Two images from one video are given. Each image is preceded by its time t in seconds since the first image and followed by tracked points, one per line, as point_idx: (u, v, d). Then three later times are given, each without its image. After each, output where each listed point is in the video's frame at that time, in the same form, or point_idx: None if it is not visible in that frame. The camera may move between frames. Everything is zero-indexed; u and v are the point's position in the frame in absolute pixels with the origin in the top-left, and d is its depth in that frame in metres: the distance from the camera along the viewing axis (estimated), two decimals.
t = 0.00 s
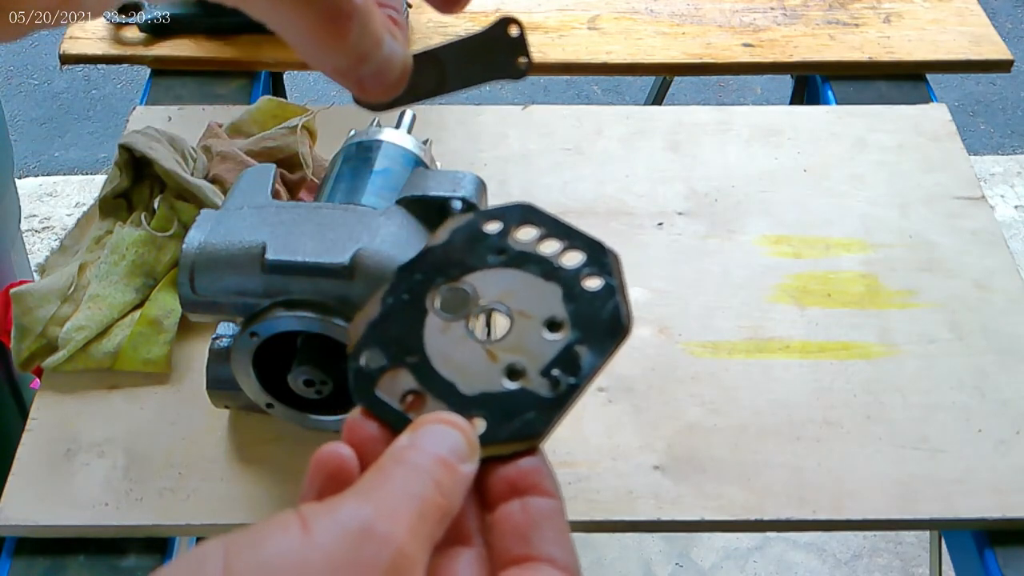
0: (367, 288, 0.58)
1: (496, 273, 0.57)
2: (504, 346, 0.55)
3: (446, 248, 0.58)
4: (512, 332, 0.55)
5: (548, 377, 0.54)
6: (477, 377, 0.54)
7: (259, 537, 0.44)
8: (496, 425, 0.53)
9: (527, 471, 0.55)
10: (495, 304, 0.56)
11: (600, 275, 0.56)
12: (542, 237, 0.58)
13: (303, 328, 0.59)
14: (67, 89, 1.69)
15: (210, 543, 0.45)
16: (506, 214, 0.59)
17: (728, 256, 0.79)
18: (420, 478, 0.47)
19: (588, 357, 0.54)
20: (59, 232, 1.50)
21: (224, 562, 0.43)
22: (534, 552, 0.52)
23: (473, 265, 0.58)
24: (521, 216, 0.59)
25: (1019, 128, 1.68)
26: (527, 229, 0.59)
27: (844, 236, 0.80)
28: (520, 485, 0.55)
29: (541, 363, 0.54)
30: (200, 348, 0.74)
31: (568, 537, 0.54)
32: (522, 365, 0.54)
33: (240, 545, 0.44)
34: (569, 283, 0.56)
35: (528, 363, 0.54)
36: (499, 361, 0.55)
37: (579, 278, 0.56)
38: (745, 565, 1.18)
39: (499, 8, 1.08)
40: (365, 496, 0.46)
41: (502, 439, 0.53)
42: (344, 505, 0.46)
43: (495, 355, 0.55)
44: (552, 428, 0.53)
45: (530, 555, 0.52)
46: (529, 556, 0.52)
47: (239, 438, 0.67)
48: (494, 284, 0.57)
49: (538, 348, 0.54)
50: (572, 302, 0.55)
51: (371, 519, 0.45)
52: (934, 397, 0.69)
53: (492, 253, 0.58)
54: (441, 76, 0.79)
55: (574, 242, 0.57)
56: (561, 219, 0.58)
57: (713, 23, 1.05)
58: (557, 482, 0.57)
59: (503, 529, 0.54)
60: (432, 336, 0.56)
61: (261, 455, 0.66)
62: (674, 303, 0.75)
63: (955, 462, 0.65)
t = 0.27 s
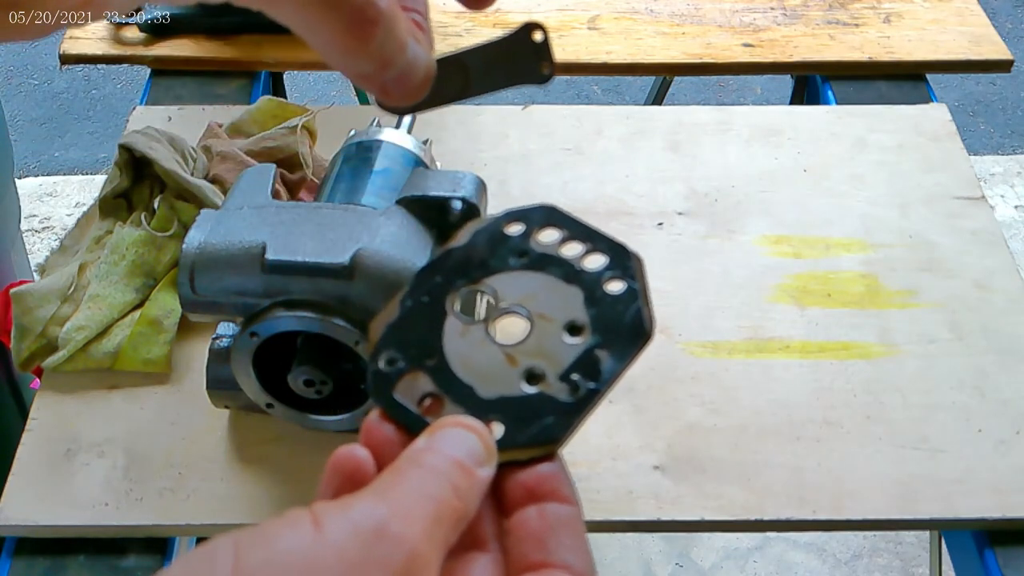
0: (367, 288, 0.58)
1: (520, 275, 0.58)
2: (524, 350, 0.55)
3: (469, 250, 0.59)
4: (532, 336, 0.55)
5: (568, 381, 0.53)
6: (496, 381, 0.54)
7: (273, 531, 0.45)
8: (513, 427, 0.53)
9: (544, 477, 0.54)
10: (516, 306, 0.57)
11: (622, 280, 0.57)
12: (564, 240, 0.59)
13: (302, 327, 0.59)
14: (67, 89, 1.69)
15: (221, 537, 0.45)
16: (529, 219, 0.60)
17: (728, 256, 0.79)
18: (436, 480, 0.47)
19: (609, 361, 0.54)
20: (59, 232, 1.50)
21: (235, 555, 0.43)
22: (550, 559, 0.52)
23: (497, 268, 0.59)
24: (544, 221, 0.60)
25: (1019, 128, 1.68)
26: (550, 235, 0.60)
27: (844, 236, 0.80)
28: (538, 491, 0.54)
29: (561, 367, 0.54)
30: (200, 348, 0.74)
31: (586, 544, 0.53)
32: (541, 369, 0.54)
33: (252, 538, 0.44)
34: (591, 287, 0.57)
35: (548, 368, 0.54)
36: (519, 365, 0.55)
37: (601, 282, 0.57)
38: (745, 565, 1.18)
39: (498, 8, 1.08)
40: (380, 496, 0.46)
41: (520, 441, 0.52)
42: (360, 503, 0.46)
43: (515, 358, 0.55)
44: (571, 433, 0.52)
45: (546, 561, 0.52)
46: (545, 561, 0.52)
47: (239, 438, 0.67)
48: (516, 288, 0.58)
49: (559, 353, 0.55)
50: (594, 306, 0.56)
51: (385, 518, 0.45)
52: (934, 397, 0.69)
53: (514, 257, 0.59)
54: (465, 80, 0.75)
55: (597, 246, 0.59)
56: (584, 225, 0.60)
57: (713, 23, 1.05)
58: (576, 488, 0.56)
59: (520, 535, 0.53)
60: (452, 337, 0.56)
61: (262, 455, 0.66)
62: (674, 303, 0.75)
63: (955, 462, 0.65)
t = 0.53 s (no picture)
0: (367, 288, 0.59)
1: (528, 270, 0.57)
2: (533, 345, 0.54)
3: (477, 246, 0.58)
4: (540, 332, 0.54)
5: (577, 377, 0.52)
6: (506, 377, 0.54)
7: (277, 528, 0.45)
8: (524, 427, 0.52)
9: (553, 475, 0.54)
10: (524, 301, 0.56)
11: (631, 273, 0.56)
12: (572, 233, 0.58)
13: (302, 327, 0.59)
14: (67, 89, 1.69)
15: (225, 536, 0.45)
16: (535, 212, 0.60)
17: (728, 256, 0.79)
18: (444, 477, 0.47)
19: (619, 355, 0.53)
20: (59, 232, 1.50)
21: (238, 552, 0.44)
22: (561, 557, 0.51)
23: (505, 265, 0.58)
24: (551, 216, 0.59)
25: (1019, 128, 1.68)
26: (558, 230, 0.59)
27: (844, 236, 0.80)
28: (547, 489, 0.54)
29: (570, 363, 0.53)
30: (200, 348, 0.74)
31: (596, 542, 0.53)
32: (550, 364, 0.53)
33: (257, 535, 0.45)
34: (600, 281, 0.55)
35: (557, 363, 0.53)
36: (527, 360, 0.54)
37: (610, 276, 0.56)
38: (745, 565, 1.18)
39: (498, 8, 1.08)
40: (387, 492, 0.46)
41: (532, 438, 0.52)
42: (365, 499, 0.46)
43: (523, 354, 0.54)
44: (580, 429, 0.51)
45: (555, 559, 0.51)
46: (554, 558, 0.51)
47: (239, 438, 0.67)
48: (524, 284, 0.57)
49: (568, 347, 0.54)
50: (603, 300, 0.55)
51: (391, 516, 0.45)
52: (934, 397, 0.69)
53: (522, 251, 0.58)
54: (461, 90, 0.73)
55: (606, 240, 0.57)
56: (593, 218, 0.59)
57: (713, 23, 1.05)
58: (587, 485, 0.55)
59: (531, 532, 0.53)
60: (460, 334, 0.55)
61: (261, 455, 0.66)
62: (674, 303, 0.75)
63: (955, 462, 0.65)
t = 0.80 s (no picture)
0: (367, 287, 0.59)
1: (539, 307, 0.57)
2: (543, 382, 0.54)
3: (490, 280, 0.58)
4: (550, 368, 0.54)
5: (587, 416, 0.52)
6: (515, 412, 0.53)
7: (287, 557, 0.46)
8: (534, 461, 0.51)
9: (561, 512, 0.53)
10: (536, 338, 0.56)
11: (643, 314, 0.55)
12: (585, 273, 0.58)
13: (302, 327, 0.59)
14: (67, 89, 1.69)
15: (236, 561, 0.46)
16: (548, 249, 0.59)
17: (728, 256, 0.79)
18: (451, 511, 0.47)
19: (629, 396, 0.52)
20: (59, 232, 1.50)
21: None
22: None
23: (515, 300, 0.58)
24: (563, 253, 0.59)
25: (1019, 128, 1.68)
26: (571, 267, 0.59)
27: (844, 236, 0.80)
28: (554, 526, 0.53)
29: (580, 401, 0.53)
30: (200, 348, 0.74)
31: None
32: (560, 402, 0.53)
33: (266, 564, 0.45)
34: (611, 320, 0.55)
35: (568, 401, 0.53)
36: (537, 397, 0.53)
37: (621, 316, 0.55)
38: (745, 566, 1.18)
39: (498, 8, 1.08)
40: (395, 523, 0.47)
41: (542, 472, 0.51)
42: (374, 530, 0.46)
43: (533, 392, 0.53)
44: (588, 467, 0.51)
45: None
46: None
47: (239, 437, 0.67)
48: (535, 321, 0.56)
49: (577, 386, 0.53)
50: (614, 340, 0.54)
51: (399, 546, 0.46)
52: (934, 397, 0.69)
53: (534, 288, 0.58)
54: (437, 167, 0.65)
55: (618, 279, 0.57)
56: (604, 257, 0.58)
57: (713, 23, 1.05)
58: (592, 520, 0.55)
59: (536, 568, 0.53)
60: (470, 368, 0.55)
61: (262, 455, 0.66)
62: (674, 303, 0.75)
63: (955, 462, 0.65)
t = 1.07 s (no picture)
0: (367, 288, 0.59)
1: (548, 298, 0.57)
2: (552, 374, 0.54)
3: (500, 271, 0.58)
4: (559, 360, 0.54)
5: (596, 407, 0.52)
6: (524, 404, 0.53)
7: (295, 547, 0.47)
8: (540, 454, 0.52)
9: (569, 504, 0.53)
10: (545, 329, 0.56)
11: (652, 304, 0.55)
12: (594, 262, 0.58)
13: (303, 327, 0.59)
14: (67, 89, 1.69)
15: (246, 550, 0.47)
16: (557, 239, 0.59)
17: (728, 256, 0.79)
18: (458, 504, 0.47)
19: (638, 386, 0.52)
20: (59, 232, 1.50)
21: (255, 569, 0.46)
22: None
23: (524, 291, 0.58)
24: (573, 243, 0.59)
25: (1018, 128, 1.68)
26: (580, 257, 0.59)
27: (844, 236, 0.80)
28: (562, 518, 0.53)
29: (588, 392, 0.53)
30: (200, 348, 0.74)
31: None
32: (569, 393, 0.53)
33: (274, 554, 0.46)
34: (621, 311, 0.55)
35: (577, 392, 0.53)
36: (546, 389, 0.53)
37: (630, 306, 0.55)
38: (745, 566, 1.18)
39: (498, 7, 1.08)
40: (402, 516, 0.47)
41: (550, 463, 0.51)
42: (382, 523, 0.47)
43: (542, 384, 0.54)
44: (597, 459, 0.51)
45: None
46: None
47: (239, 438, 0.67)
48: (543, 312, 0.57)
49: (587, 377, 0.53)
50: (623, 331, 0.54)
51: (405, 539, 0.46)
52: (934, 397, 0.69)
53: (543, 279, 0.58)
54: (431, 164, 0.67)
55: (627, 269, 0.57)
56: (614, 247, 0.58)
57: (713, 23, 1.05)
58: (602, 513, 0.55)
59: (544, 560, 0.53)
60: (479, 359, 0.55)
61: (262, 455, 0.66)
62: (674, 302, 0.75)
63: (955, 462, 0.65)
